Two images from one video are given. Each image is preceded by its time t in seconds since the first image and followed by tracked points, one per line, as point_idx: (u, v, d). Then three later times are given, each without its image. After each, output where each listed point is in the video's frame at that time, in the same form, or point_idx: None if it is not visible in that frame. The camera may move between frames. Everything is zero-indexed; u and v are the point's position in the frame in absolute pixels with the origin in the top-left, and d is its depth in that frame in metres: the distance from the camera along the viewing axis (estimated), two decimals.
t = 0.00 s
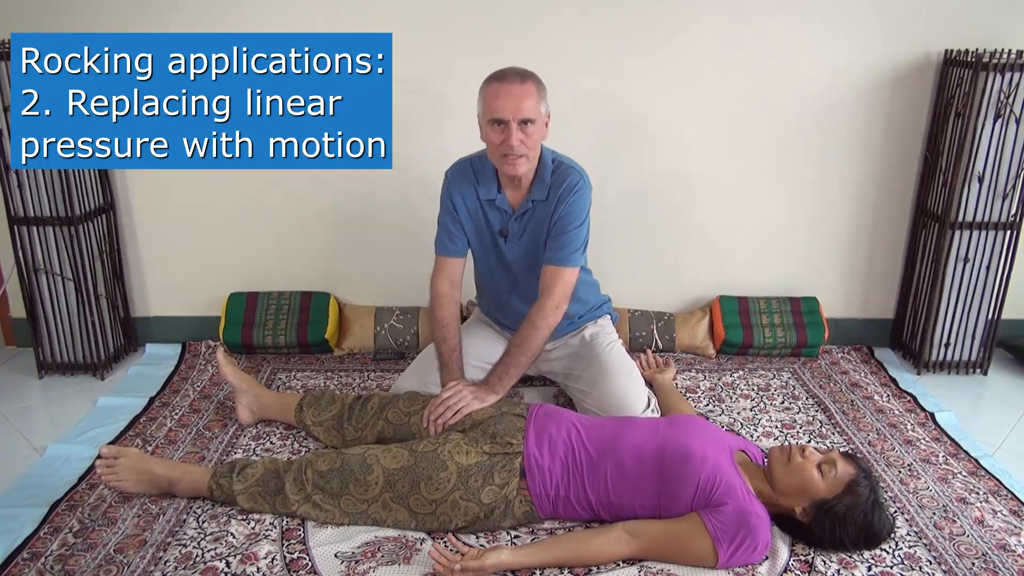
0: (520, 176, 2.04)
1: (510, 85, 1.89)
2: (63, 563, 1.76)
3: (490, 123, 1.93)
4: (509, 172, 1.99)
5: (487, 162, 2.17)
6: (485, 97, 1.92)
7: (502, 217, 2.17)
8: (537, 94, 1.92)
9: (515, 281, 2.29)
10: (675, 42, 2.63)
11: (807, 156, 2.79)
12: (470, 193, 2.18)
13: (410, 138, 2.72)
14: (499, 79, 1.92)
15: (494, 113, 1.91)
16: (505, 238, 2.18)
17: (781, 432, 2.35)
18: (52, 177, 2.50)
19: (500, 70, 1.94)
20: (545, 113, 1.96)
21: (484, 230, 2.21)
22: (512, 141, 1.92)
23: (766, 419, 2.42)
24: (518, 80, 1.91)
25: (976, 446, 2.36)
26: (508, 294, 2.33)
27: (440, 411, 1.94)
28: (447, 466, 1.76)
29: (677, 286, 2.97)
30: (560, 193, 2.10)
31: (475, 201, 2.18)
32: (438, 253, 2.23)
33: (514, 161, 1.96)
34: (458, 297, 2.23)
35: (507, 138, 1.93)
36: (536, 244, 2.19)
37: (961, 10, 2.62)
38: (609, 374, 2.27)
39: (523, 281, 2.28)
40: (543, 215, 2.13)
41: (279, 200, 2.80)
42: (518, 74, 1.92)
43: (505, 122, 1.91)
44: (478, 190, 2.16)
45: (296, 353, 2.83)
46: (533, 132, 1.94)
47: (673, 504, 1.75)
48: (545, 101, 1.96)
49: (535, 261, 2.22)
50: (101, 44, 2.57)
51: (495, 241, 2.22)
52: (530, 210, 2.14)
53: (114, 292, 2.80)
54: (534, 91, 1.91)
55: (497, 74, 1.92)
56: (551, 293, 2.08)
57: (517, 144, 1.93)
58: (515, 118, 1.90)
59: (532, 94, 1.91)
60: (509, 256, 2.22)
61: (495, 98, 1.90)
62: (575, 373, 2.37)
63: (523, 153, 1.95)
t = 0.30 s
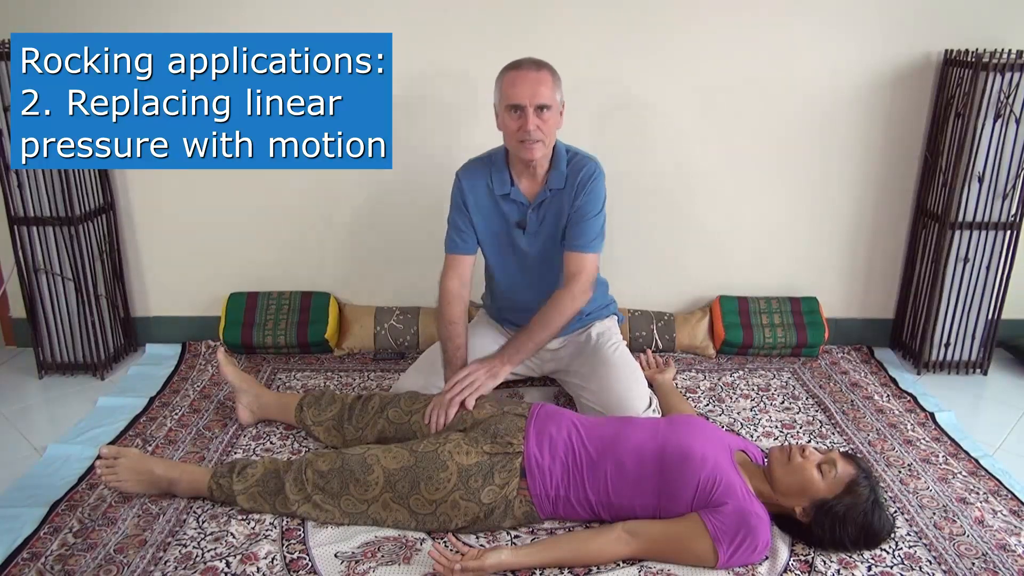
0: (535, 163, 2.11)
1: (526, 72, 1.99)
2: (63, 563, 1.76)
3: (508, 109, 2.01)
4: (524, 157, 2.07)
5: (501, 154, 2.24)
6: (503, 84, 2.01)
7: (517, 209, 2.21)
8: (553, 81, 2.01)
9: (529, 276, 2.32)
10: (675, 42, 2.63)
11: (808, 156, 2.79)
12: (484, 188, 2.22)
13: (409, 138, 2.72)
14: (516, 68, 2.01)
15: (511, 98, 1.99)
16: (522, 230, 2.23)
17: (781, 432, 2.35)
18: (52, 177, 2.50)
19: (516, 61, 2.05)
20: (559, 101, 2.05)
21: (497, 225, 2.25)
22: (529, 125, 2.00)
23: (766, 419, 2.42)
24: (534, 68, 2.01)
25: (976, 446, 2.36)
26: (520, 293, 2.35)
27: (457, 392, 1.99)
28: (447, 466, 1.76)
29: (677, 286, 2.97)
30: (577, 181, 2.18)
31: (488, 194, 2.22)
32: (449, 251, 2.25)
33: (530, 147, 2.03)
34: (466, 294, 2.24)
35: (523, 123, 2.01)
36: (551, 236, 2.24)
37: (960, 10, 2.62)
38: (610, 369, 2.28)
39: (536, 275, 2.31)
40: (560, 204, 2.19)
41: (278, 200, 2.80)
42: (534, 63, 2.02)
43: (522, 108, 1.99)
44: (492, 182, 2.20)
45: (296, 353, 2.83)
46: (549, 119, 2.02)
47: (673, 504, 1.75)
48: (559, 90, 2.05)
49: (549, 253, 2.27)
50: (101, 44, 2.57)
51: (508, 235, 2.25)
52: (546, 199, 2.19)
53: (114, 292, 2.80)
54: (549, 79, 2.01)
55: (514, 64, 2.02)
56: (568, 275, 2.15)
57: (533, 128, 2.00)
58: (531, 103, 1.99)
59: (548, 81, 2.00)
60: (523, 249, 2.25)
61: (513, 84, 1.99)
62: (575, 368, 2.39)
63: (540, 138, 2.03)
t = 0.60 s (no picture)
0: (544, 154, 2.16)
1: (537, 64, 2.06)
2: (63, 563, 1.76)
3: (518, 98, 2.08)
4: (534, 148, 2.12)
5: (511, 147, 2.30)
6: (515, 75, 2.08)
7: (526, 200, 2.25)
8: (562, 73, 2.09)
9: (537, 271, 2.33)
10: (676, 42, 2.63)
11: (808, 156, 2.79)
12: (495, 176, 2.28)
13: (409, 138, 2.72)
14: (526, 60, 2.09)
15: (522, 88, 2.06)
16: (533, 220, 2.26)
17: (781, 432, 2.35)
18: (52, 177, 2.51)
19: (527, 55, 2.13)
20: (568, 93, 2.12)
21: (506, 216, 2.29)
22: (540, 114, 2.07)
23: (766, 419, 2.42)
24: (544, 61, 2.08)
25: (976, 446, 2.36)
26: (527, 286, 2.36)
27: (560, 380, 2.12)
28: (447, 466, 1.76)
29: (677, 287, 2.97)
30: (589, 172, 2.23)
31: (498, 184, 2.27)
32: (456, 241, 2.31)
33: (539, 136, 2.09)
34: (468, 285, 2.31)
35: (534, 113, 2.07)
36: (561, 229, 2.27)
37: (960, 10, 2.62)
38: (610, 369, 2.27)
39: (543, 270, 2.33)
40: (572, 195, 2.24)
41: (278, 200, 2.80)
42: (544, 57, 2.09)
43: (532, 97, 2.06)
44: (502, 173, 2.26)
45: (296, 353, 2.83)
46: (558, 109, 2.09)
47: (673, 504, 1.75)
48: (568, 83, 2.12)
49: (558, 247, 2.29)
50: (101, 44, 2.57)
51: (516, 227, 2.28)
52: (558, 189, 2.22)
53: (114, 292, 2.80)
54: (559, 71, 2.08)
55: (525, 57, 2.10)
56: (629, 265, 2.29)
57: (543, 117, 2.07)
58: (542, 93, 2.06)
59: (558, 72, 2.07)
60: (532, 241, 2.28)
61: (526, 74, 2.06)
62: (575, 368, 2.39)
63: (549, 128, 2.09)
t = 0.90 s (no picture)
0: (553, 150, 2.23)
1: (549, 61, 2.14)
2: (63, 563, 1.76)
3: (530, 94, 2.15)
4: (544, 144, 2.18)
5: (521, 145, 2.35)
6: (527, 72, 2.15)
7: (536, 198, 2.31)
8: (573, 72, 2.16)
9: (542, 269, 2.37)
10: (676, 42, 2.63)
11: (808, 156, 2.79)
12: (505, 174, 2.32)
13: (409, 138, 2.72)
14: (538, 58, 2.16)
15: (534, 84, 2.13)
16: (543, 218, 2.30)
17: (781, 432, 2.35)
18: (52, 177, 2.51)
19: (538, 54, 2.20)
20: (578, 91, 2.19)
21: (513, 213, 2.34)
22: (550, 110, 2.13)
23: (766, 419, 2.42)
24: (556, 59, 2.16)
25: (976, 446, 2.36)
26: (533, 284, 2.40)
27: (603, 370, 2.25)
28: (447, 467, 1.76)
29: (677, 287, 2.97)
30: (600, 172, 2.30)
31: (508, 182, 2.32)
32: (463, 239, 2.42)
33: (549, 133, 2.15)
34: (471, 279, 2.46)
35: (545, 109, 2.14)
36: (569, 228, 2.32)
37: (960, 10, 2.62)
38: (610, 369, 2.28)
39: (548, 268, 2.37)
40: (583, 193, 2.30)
41: (278, 200, 2.80)
42: (556, 55, 2.16)
43: (543, 93, 2.13)
44: (513, 171, 2.31)
45: (296, 353, 2.83)
46: (568, 106, 2.16)
47: (673, 504, 1.75)
48: (578, 82, 2.19)
49: (566, 245, 2.34)
50: (101, 44, 2.57)
51: (524, 224, 2.33)
52: (568, 188, 2.29)
53: (114, 292, 2.80)
54: (570, 69, 2.15)
55: (537, 55, 2.17)
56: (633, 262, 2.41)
57: (553, 113, 2.13)
58: (553, 90, 2.12)
59: (569, 70, 2.15)
60: (541, 239, 2.32)
61: (538, 71, 2.13)
62: (575, 367, 2.38)
63: (558, 125, 2.15)
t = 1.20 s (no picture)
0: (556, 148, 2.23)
1: (553, 60, 2.14)
2: (63, 563, 1.76)
3: (535, 92, 2.15)
4: (547, 142, 2.18)
5: (524, 143, 2.35)
6: (532, 69, 2.16)
7: (537, 197, 2.31)
8: (578, 71, 2.17)
9: (542, 268, 2.37)
10: (676, 42, 2.63)
11: (808, 156, 2.79)
12: (507, 172, 2.33)
13: (409, 138, 2.72)
14: (543, 57, 2.17)
15: (539, 81, 2.14)
16: (544, 216, 2.30)
17: (781, 432, 2.35)
18: (52, 177, 2.51)
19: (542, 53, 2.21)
20: (583, 91, 2.19)
21: (515, 211, 2.34)
22: (554, 108, 2.14)
23: (766, 419, 2.42)
24: (561, 58, 2.16)
25: (976, 446, 2.36)
26: (533, 283, 2.39)
27: (603, 371, 2.25)
28: (447, 466, 1.76)
29: (677, 287, 2.97)
30: (601, 171, 2.30)
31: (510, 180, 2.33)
32: (465, 237, 2.43)
33: (553, 130, 2.16)
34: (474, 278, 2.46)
35: (549, 106, 2.15)
36: (570, 227, 2.32)
37: (960, 11, 2.62)
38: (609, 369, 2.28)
39: (548, 267, 2.37)
40: (583, 192, 2.30)
41: (277, 201, 2.80)
42: (561, 54, 2.17)
43: (548, 91, 2.14)
44: (515, 169, 2.31)
45: (296, 353, 2.83)
46: (573, 105, 2.16)
47: (673, 504, 1.75)
48: (583, 82, 2.20)
49: (566, 244, 2.34)
50: (101, 44, 2.57)
51: (525, 223, 2.34)
52: (569, 186, 2.29)
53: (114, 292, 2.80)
54: (575, 68, 2.16)
55: (543, 53, 2.18)
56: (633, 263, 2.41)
57: (557, 111, 2.14)
58: (558, 88, 2.13)
59: (574, 69, 2.15)
60: (541, 237, 2.32)
61: (543, 69, 2.14)
62: (575, 367, 2.38)
63: (563, 123, 2.16)
